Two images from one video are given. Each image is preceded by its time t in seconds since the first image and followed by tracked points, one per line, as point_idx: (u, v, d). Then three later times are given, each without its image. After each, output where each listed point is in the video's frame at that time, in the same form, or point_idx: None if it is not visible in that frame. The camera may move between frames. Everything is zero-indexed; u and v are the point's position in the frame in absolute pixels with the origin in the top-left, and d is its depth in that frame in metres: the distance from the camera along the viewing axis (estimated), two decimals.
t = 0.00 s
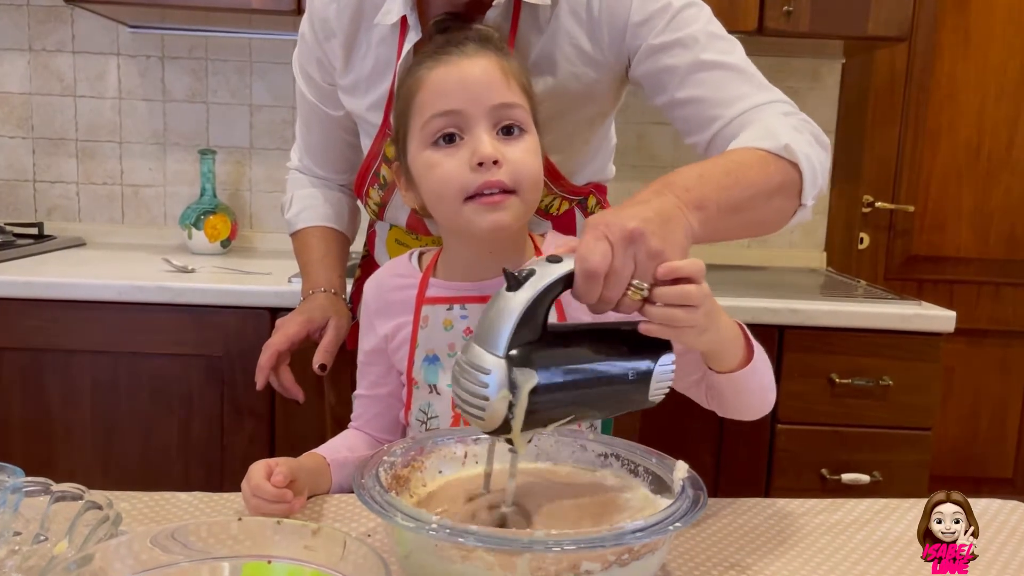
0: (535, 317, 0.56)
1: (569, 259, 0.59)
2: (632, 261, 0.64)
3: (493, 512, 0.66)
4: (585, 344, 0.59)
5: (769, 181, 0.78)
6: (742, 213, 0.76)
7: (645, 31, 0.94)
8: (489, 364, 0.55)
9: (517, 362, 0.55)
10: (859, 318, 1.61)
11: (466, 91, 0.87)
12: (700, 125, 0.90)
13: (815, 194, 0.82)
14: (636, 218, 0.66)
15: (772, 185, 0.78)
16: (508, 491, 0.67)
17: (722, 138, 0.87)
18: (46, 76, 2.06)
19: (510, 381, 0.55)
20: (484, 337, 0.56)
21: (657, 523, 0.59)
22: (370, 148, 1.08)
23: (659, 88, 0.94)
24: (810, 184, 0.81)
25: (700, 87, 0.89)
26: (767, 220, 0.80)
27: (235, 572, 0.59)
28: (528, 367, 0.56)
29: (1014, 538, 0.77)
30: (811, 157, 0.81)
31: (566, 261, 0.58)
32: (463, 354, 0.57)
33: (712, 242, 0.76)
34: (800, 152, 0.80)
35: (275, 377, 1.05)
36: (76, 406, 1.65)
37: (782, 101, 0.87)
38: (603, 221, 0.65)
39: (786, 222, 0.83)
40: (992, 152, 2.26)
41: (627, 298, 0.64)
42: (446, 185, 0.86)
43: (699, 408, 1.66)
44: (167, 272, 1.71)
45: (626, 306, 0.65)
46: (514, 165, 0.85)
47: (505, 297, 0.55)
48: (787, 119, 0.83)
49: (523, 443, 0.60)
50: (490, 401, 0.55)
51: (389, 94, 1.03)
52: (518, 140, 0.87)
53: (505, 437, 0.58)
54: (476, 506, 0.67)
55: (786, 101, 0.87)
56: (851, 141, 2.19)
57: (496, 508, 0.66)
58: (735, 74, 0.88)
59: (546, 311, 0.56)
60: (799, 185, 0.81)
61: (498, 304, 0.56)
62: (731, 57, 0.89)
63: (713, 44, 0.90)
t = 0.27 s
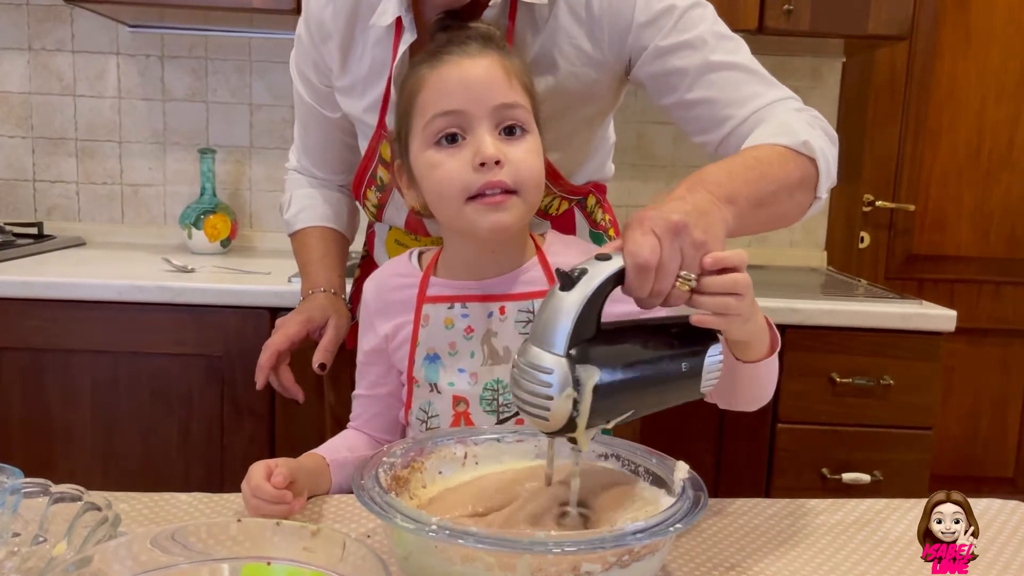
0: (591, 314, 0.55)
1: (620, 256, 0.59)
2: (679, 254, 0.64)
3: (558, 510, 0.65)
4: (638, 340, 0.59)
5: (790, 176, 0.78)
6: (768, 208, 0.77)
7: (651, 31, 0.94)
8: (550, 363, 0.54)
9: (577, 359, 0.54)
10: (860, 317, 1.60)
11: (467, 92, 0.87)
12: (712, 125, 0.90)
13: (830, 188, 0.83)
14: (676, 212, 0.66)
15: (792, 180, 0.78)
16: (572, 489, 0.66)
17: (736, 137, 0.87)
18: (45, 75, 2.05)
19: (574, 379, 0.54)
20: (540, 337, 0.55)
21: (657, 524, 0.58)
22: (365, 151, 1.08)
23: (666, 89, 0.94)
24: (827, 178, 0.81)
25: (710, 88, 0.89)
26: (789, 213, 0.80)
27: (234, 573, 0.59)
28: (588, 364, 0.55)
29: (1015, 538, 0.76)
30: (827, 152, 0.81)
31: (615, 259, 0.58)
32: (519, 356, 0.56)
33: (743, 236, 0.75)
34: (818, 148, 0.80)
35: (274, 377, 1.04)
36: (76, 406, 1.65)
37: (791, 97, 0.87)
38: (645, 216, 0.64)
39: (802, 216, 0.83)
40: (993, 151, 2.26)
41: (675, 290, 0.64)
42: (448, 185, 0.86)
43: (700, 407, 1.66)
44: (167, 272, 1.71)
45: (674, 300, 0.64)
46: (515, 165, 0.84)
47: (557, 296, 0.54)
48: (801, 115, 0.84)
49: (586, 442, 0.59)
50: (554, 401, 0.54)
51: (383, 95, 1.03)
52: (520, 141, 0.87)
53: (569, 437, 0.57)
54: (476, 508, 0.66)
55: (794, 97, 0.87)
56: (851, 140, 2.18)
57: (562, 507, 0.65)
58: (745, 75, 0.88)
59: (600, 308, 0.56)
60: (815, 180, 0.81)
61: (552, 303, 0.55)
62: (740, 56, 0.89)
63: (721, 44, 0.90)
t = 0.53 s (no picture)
0: (604, 316, 0.54)
1: (631, 255, 0.58)
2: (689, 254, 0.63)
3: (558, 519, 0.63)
4: (647, 346, 0.58)
5: (788, 181, 0.78)
6: (768, 214, 0.76)
7: (649, 30, 0.93)
8: (561, 366, 0.53)
9: (590, 361, 0.54)
10: (861, 314, 1.60)
11: (471, 87, 0.86)
12: (707, 126, 0.90)
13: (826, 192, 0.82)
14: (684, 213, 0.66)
15: (791, 184, 0.78)
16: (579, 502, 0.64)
17: (731, 139, 0.87)
18: (45, 72, 2.05)
19: (589, 383, 0.53)
20: (549, 339, 0.54)
21: (659, 519, 0.58)
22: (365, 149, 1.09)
23: (663, 88, 0.94)
24: (823, 182, 0.80)
25: (707, 88, 0.89)
26: (789, 217, 0.79)
27: (234, 569, 0.59)
28: (602, 367, 0.54)
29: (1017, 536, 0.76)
30: (824, 156, 0.80)
31: (625, 258, 0.57)
32: (527, 360, 0.55)
33: (744, 242, 0.75)
34: (816, 153, 0.79)
35: (274, 373, 1.04)
36: (76, 404, 1.64)
37: (787, 99, 0.87)
38: (652, 216, 0.64)
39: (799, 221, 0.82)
40: (994, 148, 2.26)
41: (685, 291, 0.63)
42: (450, 181, 0.86)
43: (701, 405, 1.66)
44: (167, 269, 1.71)
45: (684, 301, 0.63)
46: (517, 162, 0.84)
47: (568, 297, 0.53)
48: (796, 118, 0.83)
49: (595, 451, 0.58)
50: (567, 406, 0.53)
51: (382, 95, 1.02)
52: (523, 137, 0.87)
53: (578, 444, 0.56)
54: (475, 504, 0.66)
55: (791, 99, 0.87)
56: (852, 137, 2.18)
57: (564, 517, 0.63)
58: (741, 75, 0.88)
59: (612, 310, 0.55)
60: (813, 184, 0.80)
61: (563, 305, 0.54)
62: (738, 57, 0.89)
63: (717, 43, 0.90)
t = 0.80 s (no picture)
0: (553, 319, 0.53)
1: (585, 256, 0.57)
2: (648, 258, 0.62)
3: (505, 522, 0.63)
4: (606, 352, 0.58)
5: (770, 185, 0.77)
6: (745, 218, 0.75)
7: (643, 24, 0.93)
8: (505, 370, 0.52)
9: (535, 366, 0.53)
10: (863, 313, 1.60)
11: (474, 84, 0.86)
12: (693, 125, 0.89)
13: (812, 200, 0.81)
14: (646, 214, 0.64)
15: (773, 189, 0.77)
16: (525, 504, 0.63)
17: (717, 137, 0.86)
18: (46, 71, 2.05)
19: (532, 388, 0.53)
20: (496, 343, 0.53)
21: (664, 519, 0.58)
22: (368, 145, 1.08)
23: (654, 84, 0.94)
24: (809, 189, 0.80)
25: (696, 85, 0.88)
26: (769, 224, 0.78)
27: (237, 569, 0.58)
28: (548, 372, 0.53)
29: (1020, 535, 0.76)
30: (810, 160, 0.80)
31: (579, 258, 0.56)
32: (474, 363, 0.54)
33: (715, 247, 0.74)
34: (801, 156, 0.79)
35: (276, 371, 1.04)
36: (77, 403, 1.64)
37: (778, 102, 0.86)
38: (612, 216, 0.62)
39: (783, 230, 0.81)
40: (997, 147, 2.25)
41: (641, 296, 0.62)
42: (451, 178, 0.85)
43: (703, 404, 1.66)
44: (168, 268, 1.70)
45: (639, 304, 0.62)
46: (519, 160, 0.84)
47: (516, 298, 0.53)
48: (783, 120, 0.82)
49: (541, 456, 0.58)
50: (508, 411, 0.52)
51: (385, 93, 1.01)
52: (525, 134, 0.86)
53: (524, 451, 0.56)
54: (478, 503, 0.66)
55: (782, 102, 0.86)
56: (854, 134, 2.17)
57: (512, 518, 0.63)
58: (731, 73, 0.87)
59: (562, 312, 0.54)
60: (797, 191, 0.80)
61: (511, 306, 0.53)
62: (731, 55, 0.88)
63: (710, 41, 0.89)
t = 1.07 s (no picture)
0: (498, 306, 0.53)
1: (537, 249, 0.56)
2: (603, 255, 0.60)
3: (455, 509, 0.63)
4: (566, 338, 0.56)
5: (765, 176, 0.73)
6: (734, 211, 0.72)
7: (645, 17, 0.93)
8: (447, 357, 0.52)
9: (479, 354, 0.52)
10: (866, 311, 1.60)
11: (474, 94, 0.85)
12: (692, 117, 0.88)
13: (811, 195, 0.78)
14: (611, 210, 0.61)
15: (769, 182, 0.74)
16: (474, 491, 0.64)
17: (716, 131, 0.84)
18: (49, 68, 2.05)
19: (471, 376, 0.52)
20: (443, 330, 0.53)
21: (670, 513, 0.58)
22: (375, 138, 1.08)
23: (657, 78, 0.93)
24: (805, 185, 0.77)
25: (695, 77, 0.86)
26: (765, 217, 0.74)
27: (243, 565, 0.59)
28: (491, 360, 0.53)
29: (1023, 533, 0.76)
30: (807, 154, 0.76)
31: (535, 250, 0.55)
32: (423, 349, 0.54)
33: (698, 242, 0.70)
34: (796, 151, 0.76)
35: (281, 369, 1.04)
36: (81, 400, 1.64)
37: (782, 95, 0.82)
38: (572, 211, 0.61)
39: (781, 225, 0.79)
40: (1000, 144, 2.25)
41: (597, 292, 0.60)
42: (456, 189, 0.86)
43: (706, 402, 1.66)
44: (171, 265, 1.71)
45: (597, 301, 0.61)
46: (523, 172, 0.85)
47: (467, 286, 0.52)
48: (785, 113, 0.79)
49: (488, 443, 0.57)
50: (448, 397, 0.52)
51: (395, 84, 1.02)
52: (528, 141, 0.86)
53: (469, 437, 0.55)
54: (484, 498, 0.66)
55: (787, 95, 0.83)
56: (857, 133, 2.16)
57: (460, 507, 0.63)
58: (735, 65, 0.84)
59: (510, 301, 0.53)
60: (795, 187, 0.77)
61: (460, 295, 0.52)
62: (732, 46, 0.86)
63: (712, 32, 0.87)
